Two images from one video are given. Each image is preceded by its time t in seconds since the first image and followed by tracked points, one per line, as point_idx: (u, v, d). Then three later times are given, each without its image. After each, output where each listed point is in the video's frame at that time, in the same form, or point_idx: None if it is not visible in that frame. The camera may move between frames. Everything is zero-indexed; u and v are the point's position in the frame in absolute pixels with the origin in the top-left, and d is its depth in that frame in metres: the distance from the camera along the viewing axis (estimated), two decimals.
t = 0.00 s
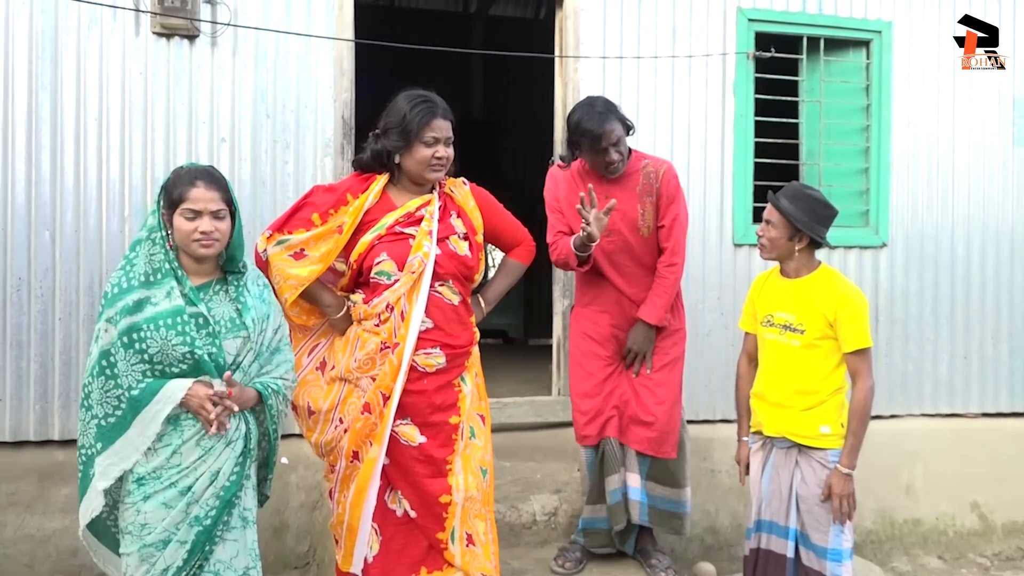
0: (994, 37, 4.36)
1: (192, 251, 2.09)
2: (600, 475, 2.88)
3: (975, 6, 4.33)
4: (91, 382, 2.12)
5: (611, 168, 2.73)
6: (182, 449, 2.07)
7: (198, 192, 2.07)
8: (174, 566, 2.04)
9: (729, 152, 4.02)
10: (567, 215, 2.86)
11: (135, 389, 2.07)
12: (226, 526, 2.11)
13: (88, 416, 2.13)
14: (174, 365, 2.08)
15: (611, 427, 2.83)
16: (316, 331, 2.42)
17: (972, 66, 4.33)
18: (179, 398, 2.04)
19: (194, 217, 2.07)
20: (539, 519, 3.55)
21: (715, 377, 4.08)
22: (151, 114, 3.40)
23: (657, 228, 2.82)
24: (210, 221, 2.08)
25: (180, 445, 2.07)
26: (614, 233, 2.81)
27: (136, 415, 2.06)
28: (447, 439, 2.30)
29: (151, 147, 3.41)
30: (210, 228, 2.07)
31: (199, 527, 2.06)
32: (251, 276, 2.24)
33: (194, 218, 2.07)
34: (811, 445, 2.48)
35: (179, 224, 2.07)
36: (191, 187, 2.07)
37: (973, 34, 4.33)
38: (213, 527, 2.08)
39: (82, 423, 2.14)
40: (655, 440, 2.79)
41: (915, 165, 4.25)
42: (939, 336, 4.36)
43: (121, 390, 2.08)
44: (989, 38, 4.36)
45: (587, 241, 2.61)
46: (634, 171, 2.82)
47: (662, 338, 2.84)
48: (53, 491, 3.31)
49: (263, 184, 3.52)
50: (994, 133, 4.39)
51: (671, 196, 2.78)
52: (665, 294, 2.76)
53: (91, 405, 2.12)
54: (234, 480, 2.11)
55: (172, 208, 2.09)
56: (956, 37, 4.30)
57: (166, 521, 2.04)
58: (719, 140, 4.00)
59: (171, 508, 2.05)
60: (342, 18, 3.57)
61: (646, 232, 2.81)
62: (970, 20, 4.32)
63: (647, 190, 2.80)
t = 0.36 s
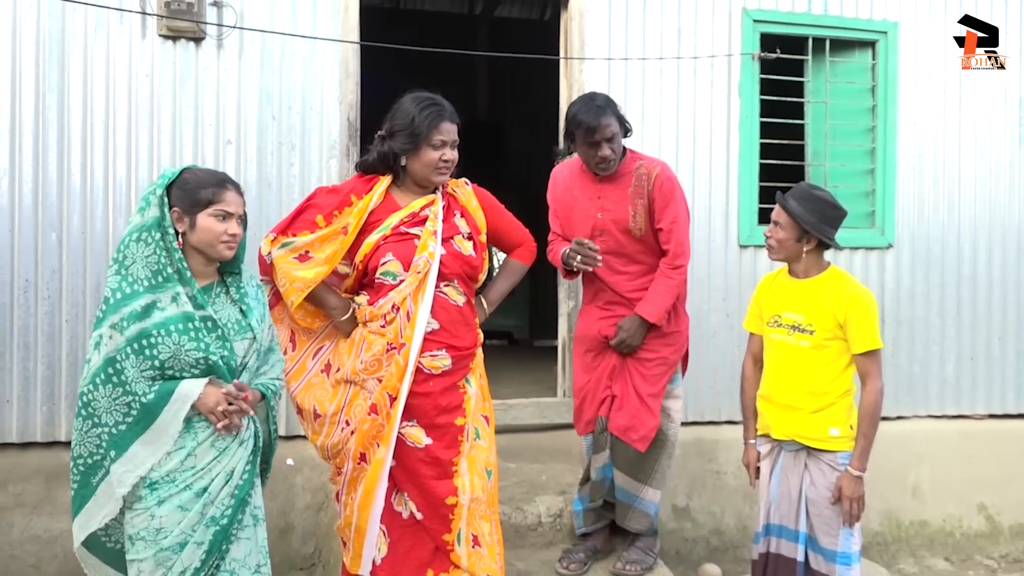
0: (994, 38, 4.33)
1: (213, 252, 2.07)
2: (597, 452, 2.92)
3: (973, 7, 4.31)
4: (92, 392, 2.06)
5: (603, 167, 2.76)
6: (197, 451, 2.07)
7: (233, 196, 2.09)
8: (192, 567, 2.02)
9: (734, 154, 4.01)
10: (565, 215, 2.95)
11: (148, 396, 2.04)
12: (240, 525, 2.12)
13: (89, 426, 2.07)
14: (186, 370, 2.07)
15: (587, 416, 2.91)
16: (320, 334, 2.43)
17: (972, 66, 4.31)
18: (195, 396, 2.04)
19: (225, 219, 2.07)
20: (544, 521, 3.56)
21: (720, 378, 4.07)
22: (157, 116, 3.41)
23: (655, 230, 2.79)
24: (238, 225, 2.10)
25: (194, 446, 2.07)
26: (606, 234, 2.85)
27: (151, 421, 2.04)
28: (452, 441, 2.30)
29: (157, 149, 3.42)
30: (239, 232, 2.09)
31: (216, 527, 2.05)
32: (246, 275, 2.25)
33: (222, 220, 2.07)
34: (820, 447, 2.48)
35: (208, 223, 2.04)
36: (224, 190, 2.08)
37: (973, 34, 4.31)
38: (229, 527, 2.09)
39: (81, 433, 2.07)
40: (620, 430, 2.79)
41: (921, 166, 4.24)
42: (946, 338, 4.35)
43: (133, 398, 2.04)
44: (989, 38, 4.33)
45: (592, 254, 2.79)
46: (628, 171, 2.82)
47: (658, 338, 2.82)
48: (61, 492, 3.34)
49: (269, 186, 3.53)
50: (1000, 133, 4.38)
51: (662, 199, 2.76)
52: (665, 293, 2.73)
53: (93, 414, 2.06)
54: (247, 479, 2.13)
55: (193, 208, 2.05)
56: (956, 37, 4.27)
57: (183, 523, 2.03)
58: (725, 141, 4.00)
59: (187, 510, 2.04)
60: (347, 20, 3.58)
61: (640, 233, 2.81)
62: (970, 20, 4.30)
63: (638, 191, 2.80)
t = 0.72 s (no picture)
0: (994, 38, 4.32)
1: (221, 252, 2.07)
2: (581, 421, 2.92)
3: (973, 8, 4.30)
4: (106, 400, 2.01)
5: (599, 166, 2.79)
6: (213, 453, 2.07)
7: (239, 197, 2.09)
8: (207, 567, 2.02)
9: (736, 154, 4.01)
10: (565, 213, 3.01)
11: (166, 401, 2.02)
12: (250, 522, 2.14)
13: (100, 436, 2.02)
14: (201, 372, 2.05)
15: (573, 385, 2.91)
16: (319, 335, 2.42)
17: (972, 66, 4.30)
18: (215, 403, 2.04)
19: (232, 218, 2.07)
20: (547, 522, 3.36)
21: (723, 378, 4.07)
22: (160, 118, 3.41)
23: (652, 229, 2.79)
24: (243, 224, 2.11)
25: (210, 448, 2.07)
26: (603, 233, 2.89)
27: (170, 426, 2.01)
28: (454, 441, 2.30)
29: (160, 151, 3.43)
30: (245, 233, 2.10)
31: (230, 526, 2.06)
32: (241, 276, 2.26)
33: (230, 220, 2.07)
34: (825, 447, 2.47)
35: (217, 224, 2.04)
36: (230, 191, 2.08)
37: (973, 35, 4.30)
38: (242, 525, 2.10)
39: (91, 443, 2.02)
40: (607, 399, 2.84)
41: (924, 166, 4.24)
42: (949, 337, 4.34)
43: (152, 405, 2.01)
44: (989, 38, 4.32)
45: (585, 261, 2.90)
46: (624, 170, 2.84)
47: (654, 335, 2.85)
48: (64, 493, 3.34)
49: (272, 187, 3.53)
50: (1003, 133, 4.37)
51: (654, 199, 2.75)
52: (661, 290, 2.73)
53: (107, 423, 2.01)
54: (258, 477, 2.15)
55: (200, 208, 2.03)
56: (956, 37, 4.27)
57: (199, 525, 2.02)
58: (727, 142, 4.00)
59: (203, 512, 2.03)
60: (350, 21, 3.59)
61: (636, 231, 2.82)
62: (970, 20, 4.29)
63: (633, 190, 2.80)
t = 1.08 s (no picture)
0: (994, 37, 4.30)
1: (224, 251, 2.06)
2: (559, 414, 3.05)
3: (975, 6, 4.29)
4: (120, 403, 1.97)
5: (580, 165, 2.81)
6: (228, 451, 2.07)
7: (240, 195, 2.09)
8: (222, 564, 2.03)
9: (740, 152, 4.01)
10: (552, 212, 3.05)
11: (184, 401, 2.00)
12: (260, 518, 2.16)
13: (115, 441, 1.97)
14: (215, 370, 2.04)
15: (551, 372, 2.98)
16: (318, 335, 2.41)
17: (972, 65, 4.29)
18: (231, 405, 2.04)
19: (234, 217, 2.07)
20: (552, 520, 3.24)
21: (727, 376, 4.06)
22: (163, 116, 3.41)
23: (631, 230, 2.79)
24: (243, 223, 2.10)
25: (225, 446, 2.07)
26: (586, 232, 2.91)
27: (190, 426, 1.99)
28: (458, 440, 2.31)
29: (163, 149, 3.43)
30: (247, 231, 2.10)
31: (243, 522, 2.08)
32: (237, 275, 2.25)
33: (232, 219, 2.07)
34: (830, 444, 2.47)
35: (220, 223, 2.03)
36: (230, 189, 2.07)
37: (973, 34, 4.28)
38: (253, 521, 2.12)
39: (105, 447, 1.98)
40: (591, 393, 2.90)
41: (928, 163, 4.23)
42: (953, 335, 4.33)
43: (169, 406, 1.98)
44: (989, 38, 4.30)
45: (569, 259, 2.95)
46: (604, 171, 2.84)
47: (637, 333, 2.85)
48: (68, 492, 3.34)
49: (275, 185, 3.53)
50: (1006, 131, 4.36)
51: (632, 201, 2.73)
52: (637, 292, 2.73)
53: (122, 426, 1.97)
54: (266, 473, 2.18)
55: (203, 207, 2.02)
56: (956, 37, 4.24)
57: (217, 523, 2.03)
58: (731, 139, 3.99)
59: (220, 511, 2.04)
60: (352, 20, 3.59)
61: (617, 231, 2.83)
62: (970, 19, 4.27)
63: (612, 192, 2.80)
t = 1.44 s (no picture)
0: (994, 37, 4.30)
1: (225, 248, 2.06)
2: (553, 412, 3.07)
3: (977, 5, 4.28)
4: (128, 403, 1.97)
5: (573, 159, 2.81)
6: (231, 448, 2.07)
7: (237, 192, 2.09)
8: (225, 561, 2.04)
9: (741, 150, 4.00)
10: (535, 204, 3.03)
11: (193, 398, 2.00)
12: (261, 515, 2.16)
13: (123, 442, 1.96)
14: (220, 368, 2.04)
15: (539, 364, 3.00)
16: (322, 336, 2.38)
17: (972, 65, 4.28)
18: (240, 406, 2.05)
19: (233, 213, 2.07)
20: (552, 519, 3.20)
21: (729, 375, 4.06)
22: (164, 115, 3.41)
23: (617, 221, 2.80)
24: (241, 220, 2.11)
25: (229, 443, 2.07)
26: (572, 224, 2.91)
27: (200, 424, 2.00)
28: (467, 437, 2.32)
29: (164, 148, 3.43)
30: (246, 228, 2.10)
31: (245, 519, 2.08)
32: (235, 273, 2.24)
33: (231, 215, 2.07)
34: (832, 443, 2.46)
35: (220, 220, 2.03)
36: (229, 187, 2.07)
37: (973, 34, 4.27)
38: (254, 518, 2.12)
39: (114, 448, 1.97)
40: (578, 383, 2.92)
41: (930, 162, 4.22)
42: (955, 334, 4.32)
43: (178, 404, 1.98)
44: (989, 38, 4.29)
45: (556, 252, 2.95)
46: (591, 164, 2.85)
47: (620, 323, 2.85)
48: (70, 491, 3.35)
49: (276, 184, 3.53)
50: (1008, 130, 4.35)
51: (619, 193, 2.75)
52: (621, 282, 2.73)
53: (130, 426, 1.96)
54: (266, 470, 2.18)
55: (203, 205, 2.02)
56: (956, 37, 4.23)
57: (220, 521, 2.03)
58: (732, 138, 3.98)
59: (223, 509, 2.04)
60: (353, 19, 3.59)
61: (604, 223, 2.83)
62: (970, 19, 4.26)
63: (599, 183, 2.81)
